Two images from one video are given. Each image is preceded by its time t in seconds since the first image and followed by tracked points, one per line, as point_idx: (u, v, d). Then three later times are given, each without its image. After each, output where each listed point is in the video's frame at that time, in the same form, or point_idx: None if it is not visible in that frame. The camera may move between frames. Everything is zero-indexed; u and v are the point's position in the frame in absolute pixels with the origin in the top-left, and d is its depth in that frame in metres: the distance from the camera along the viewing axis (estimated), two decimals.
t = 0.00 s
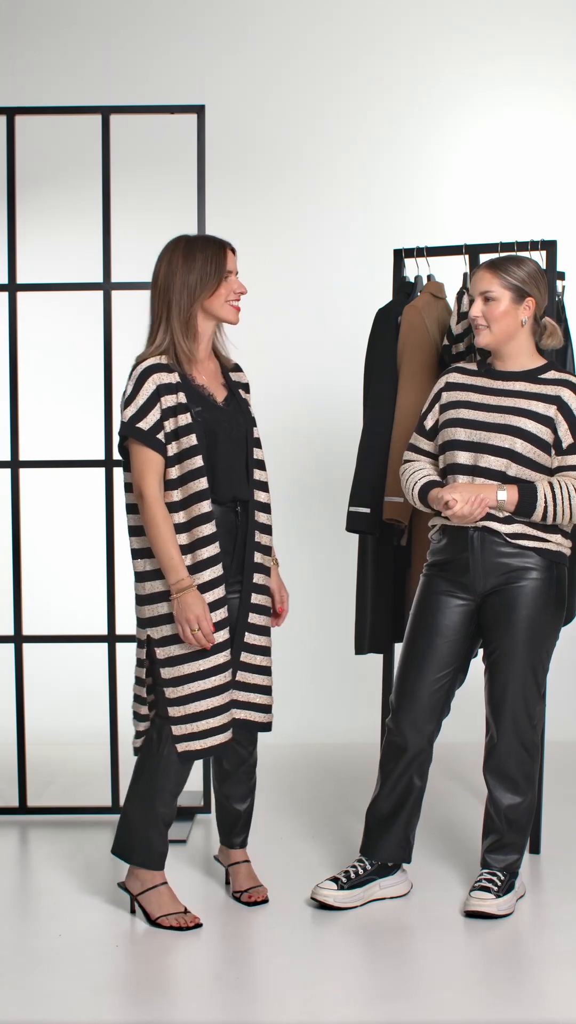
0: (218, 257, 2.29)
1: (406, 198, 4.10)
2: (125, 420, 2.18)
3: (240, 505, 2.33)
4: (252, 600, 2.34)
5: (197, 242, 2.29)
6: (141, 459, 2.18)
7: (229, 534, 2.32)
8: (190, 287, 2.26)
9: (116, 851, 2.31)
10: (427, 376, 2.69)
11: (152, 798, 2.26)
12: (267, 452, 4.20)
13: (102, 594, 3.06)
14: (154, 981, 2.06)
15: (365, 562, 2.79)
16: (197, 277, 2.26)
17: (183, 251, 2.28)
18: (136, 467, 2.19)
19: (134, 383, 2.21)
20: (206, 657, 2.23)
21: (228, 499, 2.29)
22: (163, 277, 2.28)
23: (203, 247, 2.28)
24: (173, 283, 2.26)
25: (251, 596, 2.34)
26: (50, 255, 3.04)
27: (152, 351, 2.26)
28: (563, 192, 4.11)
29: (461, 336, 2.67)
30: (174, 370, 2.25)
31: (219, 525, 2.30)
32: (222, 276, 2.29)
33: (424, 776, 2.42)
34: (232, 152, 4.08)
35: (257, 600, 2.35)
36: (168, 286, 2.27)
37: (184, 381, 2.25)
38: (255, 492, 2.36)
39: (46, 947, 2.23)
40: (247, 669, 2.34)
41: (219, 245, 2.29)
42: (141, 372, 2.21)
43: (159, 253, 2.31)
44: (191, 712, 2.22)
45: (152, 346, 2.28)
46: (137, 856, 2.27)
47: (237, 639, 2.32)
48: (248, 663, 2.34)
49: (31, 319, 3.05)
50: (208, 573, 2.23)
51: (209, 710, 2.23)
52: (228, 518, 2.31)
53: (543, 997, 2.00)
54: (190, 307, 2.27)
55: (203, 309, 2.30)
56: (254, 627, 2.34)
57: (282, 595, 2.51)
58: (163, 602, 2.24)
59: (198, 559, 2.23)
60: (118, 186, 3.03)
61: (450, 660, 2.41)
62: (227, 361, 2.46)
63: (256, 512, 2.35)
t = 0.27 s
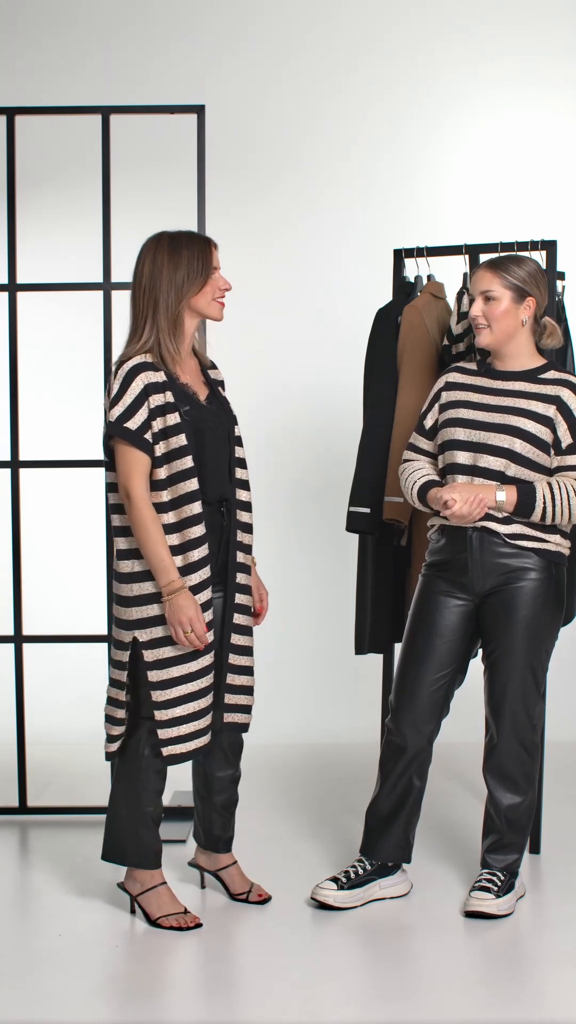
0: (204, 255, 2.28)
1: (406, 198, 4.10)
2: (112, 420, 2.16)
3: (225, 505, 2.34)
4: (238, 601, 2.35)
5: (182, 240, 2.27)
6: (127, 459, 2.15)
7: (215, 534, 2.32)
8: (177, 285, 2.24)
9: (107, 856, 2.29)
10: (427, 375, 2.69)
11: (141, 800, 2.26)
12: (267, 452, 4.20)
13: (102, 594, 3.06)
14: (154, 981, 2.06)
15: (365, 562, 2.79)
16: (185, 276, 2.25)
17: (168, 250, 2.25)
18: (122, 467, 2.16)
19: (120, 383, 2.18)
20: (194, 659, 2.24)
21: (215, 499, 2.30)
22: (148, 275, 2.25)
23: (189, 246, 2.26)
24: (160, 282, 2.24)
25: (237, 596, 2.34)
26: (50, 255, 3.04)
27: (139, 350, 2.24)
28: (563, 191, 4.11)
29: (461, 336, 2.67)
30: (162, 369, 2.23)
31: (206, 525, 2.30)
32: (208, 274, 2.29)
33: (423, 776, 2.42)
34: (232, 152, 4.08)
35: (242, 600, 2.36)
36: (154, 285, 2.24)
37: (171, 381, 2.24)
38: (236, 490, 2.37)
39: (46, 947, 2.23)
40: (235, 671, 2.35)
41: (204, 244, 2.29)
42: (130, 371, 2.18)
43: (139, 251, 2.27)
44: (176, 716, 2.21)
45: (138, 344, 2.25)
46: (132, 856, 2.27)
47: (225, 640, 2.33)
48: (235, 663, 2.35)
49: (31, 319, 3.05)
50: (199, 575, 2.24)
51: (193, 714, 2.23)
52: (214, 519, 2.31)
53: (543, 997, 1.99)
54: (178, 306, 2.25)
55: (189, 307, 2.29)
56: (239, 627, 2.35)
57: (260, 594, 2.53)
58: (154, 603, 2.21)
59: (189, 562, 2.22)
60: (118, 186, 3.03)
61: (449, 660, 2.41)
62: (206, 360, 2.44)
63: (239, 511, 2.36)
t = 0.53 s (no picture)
0: (193, 255, 2.28)
1: (406, 198, 4.09)
2: (102, 422, 2.15)
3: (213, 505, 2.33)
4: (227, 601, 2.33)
5: (169, 239, 2.27)
6: (118, 461, 2.15)
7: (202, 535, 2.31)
8: (166, 284, 2.25)
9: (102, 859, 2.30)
10: (426, 375, 2.69)
11: (135, 802, 2.27)
12: (267, 452, 4.20)
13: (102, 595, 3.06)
14: (153, 981, 2.06)
15: (365, 562, 2.80)
16: (174, 276, 2.25)
17: (156, 249, 2.25)
18: (111, 469, 2.16)
19: (109, 384, 2.18)
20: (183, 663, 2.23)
21: (201, 501, 2.29)
22: (136, 274, 2.25)
23: (178, 245, 2.26)
24: (149, 282, 2.24)
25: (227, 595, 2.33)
26: (50, 255, 3.04)
27: (125, 350, 2.23)
28: (563, 191, 4.11)
29: (461, 336, 2.67)
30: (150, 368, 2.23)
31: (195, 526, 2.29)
32: (196, 273, 2.29)
33: (423, 776, 2.42)
34: (232, 152, 4.08)
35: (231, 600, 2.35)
36: (142, 284, 2.24)
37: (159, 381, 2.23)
38: (221, 491, 2.35)
39: (46, 947, 2.23)
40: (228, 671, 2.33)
41: (192, 244, 2.28)
42: (119, 375, 2.18)
43: (127, 250, 2.27)
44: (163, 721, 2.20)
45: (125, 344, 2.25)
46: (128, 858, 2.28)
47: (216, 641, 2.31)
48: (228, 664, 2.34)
49: (31, 319, 3.05)
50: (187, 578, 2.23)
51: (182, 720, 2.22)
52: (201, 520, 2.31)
53: (543, 996, 2.00)
54: (166, 306, 2.25)
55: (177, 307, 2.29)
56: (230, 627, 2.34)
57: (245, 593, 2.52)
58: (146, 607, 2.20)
59: (179, 564, 2.22)
60: (118, 186, 3.03)
61: (449, 660, 2.41)
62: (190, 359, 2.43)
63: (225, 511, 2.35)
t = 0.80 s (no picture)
0: (189, 255, 2.28)
1: (406, 198, 4.09)
2: (93, 428, 2.15)
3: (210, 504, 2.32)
4: (221, 599, 2.33)
5: (164, 239, 2.26)
6: (112, 464, 2.16)
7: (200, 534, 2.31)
8: (162, 285, 2.25)
9: (104, 859, 2.30)
10: (427, 375, 2.69)
11: (135, 803, 2.27)
12: (267, 451, 4.20)
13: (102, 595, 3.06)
14: (153, 981, 2.06)
15: (365, 561, 2.80)
16: (171, 277, 2.25)
17: (152, 250, 2.25)
18: (106, 471, 2.16)
19: (100, 389, 2.18)
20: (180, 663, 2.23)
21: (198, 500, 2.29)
22: (133, 275, 2.24)
23: (174, 246, 2.26)
24: (146, 283, 2.24)
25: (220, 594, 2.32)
26: (50, 255, 3.04)
27: (122, 351, 2.23)
28: (564, 191, 4.11)
29: (460, 336, 2.67)
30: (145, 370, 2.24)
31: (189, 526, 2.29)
32: (192, 273, 2.29)
33: (422, 776, 2.42)
34: (232, 152, 4.08)
35: (225, 599, 2.34)
36: (139, 286, 2.24)
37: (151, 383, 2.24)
38: (219, 489, 2.34)
39: (47, 947, 2.23)
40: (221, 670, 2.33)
41: (187, 244, 2.28)
42: (107, 379, 2.18)
43: (122, 249, 2.26)
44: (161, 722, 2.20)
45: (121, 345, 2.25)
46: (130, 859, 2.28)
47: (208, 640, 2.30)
48: (221, 663, 2.33)
49: (31, 319, 3.05)
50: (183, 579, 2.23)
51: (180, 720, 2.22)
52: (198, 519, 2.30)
53: (543, 996, 2.00)
54: (164, 307, 2.25)
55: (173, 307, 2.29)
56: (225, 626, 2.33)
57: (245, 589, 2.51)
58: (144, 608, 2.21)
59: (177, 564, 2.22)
60: (118, 185, 3.03)
61: (448, 660, 2.41)
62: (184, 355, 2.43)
63: (221, 508, 2.34)
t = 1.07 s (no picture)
0: (191, 258, 2.28)
1: (406, 198, 4.10)
2: (93, 428, 2.16)
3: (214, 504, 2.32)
4: (230, 600, 2.33)
5: (164, 244, 2.26)
6: (112, 463, 2.17)
7: (204, 534, 2.30)
8: (165, 290, 2.25)
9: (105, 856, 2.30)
10: (426, 375, 2.69)
11: (136, 803, 2.27)
12: (267, 451, 4.21)
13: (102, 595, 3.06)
14: (153, 981, 2.06)
15: (365, 562, 2.80)
16: (173, 281, 2.25)
17: (153, 255, 2.24)
18: (108, 471, 2.17)
19: (100, 390, 2.19)
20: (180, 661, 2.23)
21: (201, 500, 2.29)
22: (135, 281, 2.24)
23: (176, 249, 2.26)
24: (149, 287, 2.24)
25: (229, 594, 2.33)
26: (50, 255, 3.04)
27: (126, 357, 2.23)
28: (564, 191, 4.11)
29: (460, 336, 2.67)
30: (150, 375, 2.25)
31: (194, 526, 2.29)
32: (194, 276, 2.29)
33: (419, 776, 2.42)
34: (232, 152, 4.08)
35: (234, 599, 2.34)
36: (142, 291, 2.24)
37: (155, 386, 2.24)
38: (226, 489, 2.34)
39: (47, 947, 2.23)
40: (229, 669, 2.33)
41: (188, 247, 2.28)
42: (107, 381, 2.19)
43: (122, 255, 2.25)
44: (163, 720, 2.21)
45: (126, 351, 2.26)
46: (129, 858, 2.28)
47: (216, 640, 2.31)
48: (230, 662, 2.34)
49: (31, 319, 3.05)
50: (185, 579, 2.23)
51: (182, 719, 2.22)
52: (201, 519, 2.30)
53: (544, 996, 2.00)
54: (167, 311, 2.26)
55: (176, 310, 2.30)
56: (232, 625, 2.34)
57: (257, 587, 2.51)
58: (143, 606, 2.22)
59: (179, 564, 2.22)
60: (118, 185, 3.03)
61: (448, 660, 2.41)
62: (190, 355, 2.43)
63: (228, 508, 2.34)
